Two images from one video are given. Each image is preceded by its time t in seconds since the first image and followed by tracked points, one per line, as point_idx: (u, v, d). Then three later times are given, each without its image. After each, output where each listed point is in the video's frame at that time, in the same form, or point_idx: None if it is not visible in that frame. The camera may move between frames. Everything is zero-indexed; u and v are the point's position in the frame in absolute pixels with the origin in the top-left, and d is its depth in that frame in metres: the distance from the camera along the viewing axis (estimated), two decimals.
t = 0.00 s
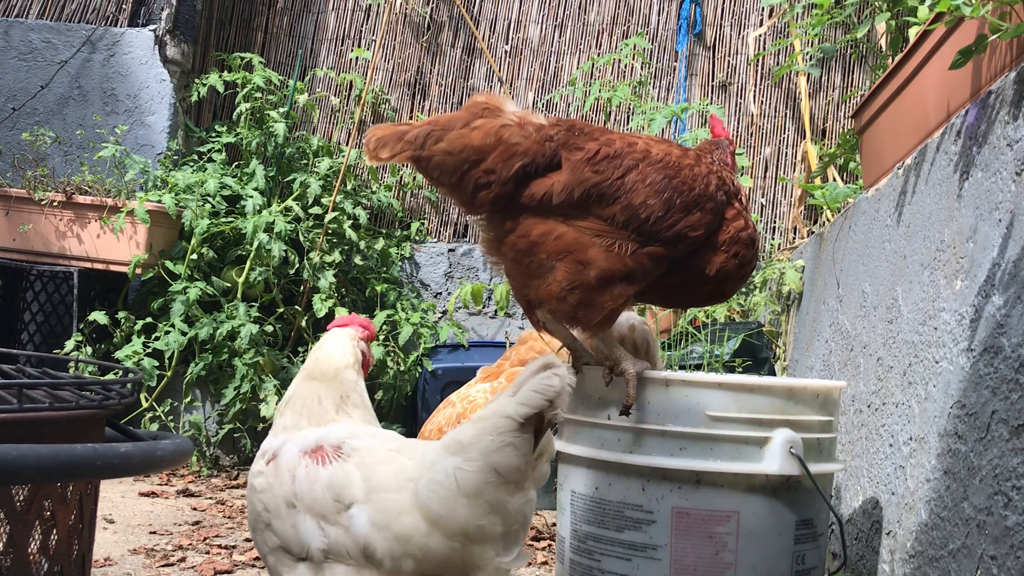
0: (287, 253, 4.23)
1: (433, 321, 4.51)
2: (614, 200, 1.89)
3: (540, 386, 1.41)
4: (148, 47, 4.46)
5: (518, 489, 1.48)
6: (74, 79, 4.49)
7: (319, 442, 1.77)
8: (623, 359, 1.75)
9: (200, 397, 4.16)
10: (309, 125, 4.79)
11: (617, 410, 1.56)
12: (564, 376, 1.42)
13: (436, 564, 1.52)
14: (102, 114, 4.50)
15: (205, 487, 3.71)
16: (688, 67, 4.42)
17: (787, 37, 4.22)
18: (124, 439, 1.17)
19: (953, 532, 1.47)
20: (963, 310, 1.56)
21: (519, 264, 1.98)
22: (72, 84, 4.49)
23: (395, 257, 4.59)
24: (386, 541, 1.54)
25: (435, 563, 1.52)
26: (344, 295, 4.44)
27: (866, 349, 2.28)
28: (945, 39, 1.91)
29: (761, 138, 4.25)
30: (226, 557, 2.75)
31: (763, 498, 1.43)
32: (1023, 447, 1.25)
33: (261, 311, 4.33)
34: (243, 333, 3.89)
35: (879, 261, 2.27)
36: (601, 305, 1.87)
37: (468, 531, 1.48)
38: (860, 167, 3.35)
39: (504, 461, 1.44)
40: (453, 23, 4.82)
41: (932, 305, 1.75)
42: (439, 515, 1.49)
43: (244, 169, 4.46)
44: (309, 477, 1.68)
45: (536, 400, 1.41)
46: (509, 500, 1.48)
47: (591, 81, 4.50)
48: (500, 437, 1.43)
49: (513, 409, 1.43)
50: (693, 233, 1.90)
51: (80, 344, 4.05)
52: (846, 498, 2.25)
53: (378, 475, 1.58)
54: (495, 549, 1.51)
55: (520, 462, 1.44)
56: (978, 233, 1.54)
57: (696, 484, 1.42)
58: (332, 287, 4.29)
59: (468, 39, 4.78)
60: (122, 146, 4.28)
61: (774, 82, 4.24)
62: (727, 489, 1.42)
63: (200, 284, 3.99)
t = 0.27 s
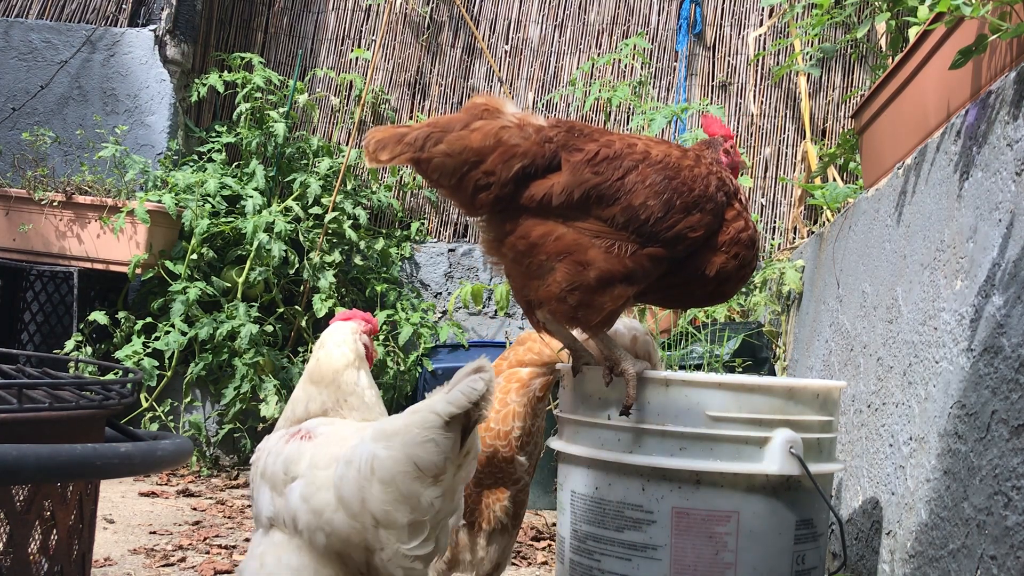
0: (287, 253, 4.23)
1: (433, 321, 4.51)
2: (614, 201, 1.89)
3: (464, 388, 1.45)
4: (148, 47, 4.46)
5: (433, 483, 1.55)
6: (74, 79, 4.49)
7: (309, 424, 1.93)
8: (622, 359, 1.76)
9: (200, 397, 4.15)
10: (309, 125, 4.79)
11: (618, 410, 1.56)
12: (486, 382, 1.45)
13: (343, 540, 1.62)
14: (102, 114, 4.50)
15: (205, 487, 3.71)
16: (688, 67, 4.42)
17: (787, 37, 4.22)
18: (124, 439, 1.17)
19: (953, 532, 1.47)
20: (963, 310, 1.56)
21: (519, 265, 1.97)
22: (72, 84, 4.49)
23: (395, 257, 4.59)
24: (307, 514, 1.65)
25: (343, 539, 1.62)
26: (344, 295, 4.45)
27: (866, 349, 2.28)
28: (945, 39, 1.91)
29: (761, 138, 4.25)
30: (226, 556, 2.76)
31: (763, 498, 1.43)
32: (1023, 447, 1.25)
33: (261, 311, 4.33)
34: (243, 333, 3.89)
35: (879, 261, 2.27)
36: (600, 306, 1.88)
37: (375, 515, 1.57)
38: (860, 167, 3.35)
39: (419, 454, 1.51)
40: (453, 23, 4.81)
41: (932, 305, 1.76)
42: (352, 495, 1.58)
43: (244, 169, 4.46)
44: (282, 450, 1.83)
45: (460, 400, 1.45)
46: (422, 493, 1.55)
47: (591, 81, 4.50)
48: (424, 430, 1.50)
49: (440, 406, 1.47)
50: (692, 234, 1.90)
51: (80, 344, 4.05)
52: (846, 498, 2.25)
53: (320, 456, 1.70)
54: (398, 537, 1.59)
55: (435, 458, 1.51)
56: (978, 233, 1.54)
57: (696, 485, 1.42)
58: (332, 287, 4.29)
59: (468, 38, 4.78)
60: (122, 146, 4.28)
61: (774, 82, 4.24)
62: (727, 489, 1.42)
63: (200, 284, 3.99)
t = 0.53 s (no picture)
0: (287, 253, 4.23)
1: (433, 321, 4.52)
2: (614, 202, 1.90)
3: (409, 400, 1.39)
4: (148, 47, 4.46)
5: (381, 495, 1.51)
6: (74, 79, 4.49)
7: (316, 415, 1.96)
8: (621, 359, 1.76)
9: (200, 397, 4.15)
10: (309, 125, 4.79)
11: (617, 410, 1.56)
12: (430, 396, 1.38)
13: (297, 539, 1.64)
14: (102, 114, 4.50)
15: (205, 487, 3.72)
16: (688, 67, 4.42)
17: (787, 37, 4.22)
18: (124, 439, 1.17)
19: (953, 532, 1.47)
20: (963, 310, 1.56)
21: (519, 265, 1.97)
22: (72, 84, 4.50)
23: (395, 257, 4.59)
24: (271, 508, 1.69)
25: (296, 537, 1.64)
26: (344, 295, 4.46)
27: (866, 349, 2.28)
28: (945, 39, 1.91)
29: (761, 139, 4.25)
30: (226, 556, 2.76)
31: (763, 498, 1.43)
32: (1023, 447, 1.25)
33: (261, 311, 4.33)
34: (243, 333, 3.89)
35: (879, 261, 2.27)
36: (600, 306, 1.87)
37: (324, 519, 1.56)
38: (860, 167, 3.35)
39: (366, 464, 1.48)
40: (453, 24, 4.82)
41: (933, 305, 1.76)
42: (306, 496, 1.59)
43: (244, 169, 4.46)
44: (283, 437, 1.89)
45: (406, 412, 1.40)
46: (369, 503, 1.51)
47: (591, 82, 4.50)
48: (373, 439, 1.46)
49: (388, 417, 1.43)
50: (693, 234, 1.90)
51: (81, 344, 4.06)
52: (846, 498, 2.25)
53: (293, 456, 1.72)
54: (344, 546, 1.57)
55: (381, 469, 1.47)
56: (978, 233, 1.54)
57: (696, 485, 1.42)
58: (332, 287, 4.29)
59: (468, 39, 4.78)
60: (122, 146, 4.28)
61: (774, 82, 4.24)
62: (727, 489, 1.42)
63: (200, 284, 3.99)
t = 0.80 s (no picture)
0: (287, 252, 4.23)
1: (433, 321, 4.52)
2: (615, 202, 1.90)
3: (388, 393, 1.41)
4: (148, 47, 4.46)
5: (364, 491, 1.51)
6: (74, 79, 4.49)
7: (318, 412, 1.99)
8: (621, 359, 1.77)
9: (200, 397, 4.15)
10: (309, 125, 4.79)
11: (617, 410, 1.56)
12: (405, 390, 1.39)
13: (286, 537, 1.65)
14: (102, 114, 4.50)
15: (205, 487, 3.71)
16: (688, 67, 4.43)
17: (787, 37, 4.22)
18: (124, 439, 1.17)
19: (953, 531, 1.47)
20: (963, 310, 1.56)
21: (519, 266, 1.98)
22: (72, 84, 4.50)
23: (395, 257, 4.59)
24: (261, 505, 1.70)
25: (284, 534, 1.65)
26: (344, 295, 4.45)
27: (866, 349, 2.28)
28: (945, 39, 1.91)
29: (761, 138, 4.25)
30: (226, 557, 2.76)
31: (763, 498, 1.43)
32: (1023, 447, 1.25)
33: (261, 311, 4.33)
34: (243, 333, 3.89)
35: (879, 261, 2.27)
36: (600, 305, 1.87)
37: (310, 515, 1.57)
38: (860, 167, 3.35)
39: (348, 459, 1.48)
40: (453, 23, 4.82)
41: (933, 305, 1.76)
42: (294, 492, 1.60)
43: (244, 169, 4.46)
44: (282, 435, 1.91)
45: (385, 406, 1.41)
46: (352, 499, 1.52)
47: (591, 81, 4.50)
48: (354, 434, 1.47)
49: (369, 411, 1.45)
50: (693, 235, 1.89)
51: (81, 344, 4.06)
52: (846, 498, 2.25)
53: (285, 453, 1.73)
54: (329, 541, 1.57)
55: (362, 464, 1.48)
56: (978, 233, 1.54)
57: (696, 484, 1.42)
58: (332, 287, 4.29)
59: (468, 39, 4.78)
60: (122, 146, 4.28)
61: (774, 82, 4.24)
62: (727, 489, 1.42)
63: (200, 284, 3.99)
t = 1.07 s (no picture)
0: (287, 252, 4.23)
1: (433, 321, 4.52)
2: (613, 202, 1.89)
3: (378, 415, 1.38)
4: (148, 47, 4.46)
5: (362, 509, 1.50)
6: (74, 79, 4.49)
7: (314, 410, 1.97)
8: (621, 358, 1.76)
9: (200, 397, 4.15)
10: (309, 125, 4.79)
11: (618, 411, 1.56)
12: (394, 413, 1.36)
13: (291, 550, 1.65)
14: (102, 114, 4.50)
15: (205, 487, 3.72)
16: (688, 67, 4.43)
17: (787, 37, 4.22)
18: (124, 439, 1.17)
19: (953, 532, 1.47)
20: (963, 310, 1.56)
21: (517, 267, 1.98)
22: (72, 84, 4.50)
23: (395, 257, 4.59)
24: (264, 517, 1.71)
25: (290, 548, 1.65)
26: (344, 295, 4.45)
27: (866, 349, 2.28)
28: (945, 39, 1.91)
29: (761, 139, 4.25)
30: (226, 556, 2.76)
31: (763, 498, 1.43)
32: (1023, 447, 1.25)
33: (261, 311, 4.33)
34: (243, 333, 3.89)
35: (879, 261, 2.27)
36: (597, 307, 1.88)
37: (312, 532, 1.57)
38: (860, 167, 3.35)
39: (343, 479, 1.47)
40: (453, 23, 4.82)
41: (933, 305, 1.76)
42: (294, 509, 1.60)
43: (244, 169, 4.46)
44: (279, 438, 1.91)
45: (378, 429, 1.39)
46: (350, 517, 1.51)
47: (591, 82, 4.50)
48: (347, 455, 1.46)
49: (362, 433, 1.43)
50: (690, 236, 1.90)
51: (81, 344, 4.06)
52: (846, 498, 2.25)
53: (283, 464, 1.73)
54: (333, 555, 1.58)
55: (358, 484, 1.47)
56: (978, 233, 1.54)
57: (696, 485, 1.42)
58: (332, 287, 4.29)
59: (468, 39, 4.78)
60: (122, 146, 4.28)
61: (774, 82, 4.24)
62: (727, 490, 1.42)
63: (200, 284, 3.99)
